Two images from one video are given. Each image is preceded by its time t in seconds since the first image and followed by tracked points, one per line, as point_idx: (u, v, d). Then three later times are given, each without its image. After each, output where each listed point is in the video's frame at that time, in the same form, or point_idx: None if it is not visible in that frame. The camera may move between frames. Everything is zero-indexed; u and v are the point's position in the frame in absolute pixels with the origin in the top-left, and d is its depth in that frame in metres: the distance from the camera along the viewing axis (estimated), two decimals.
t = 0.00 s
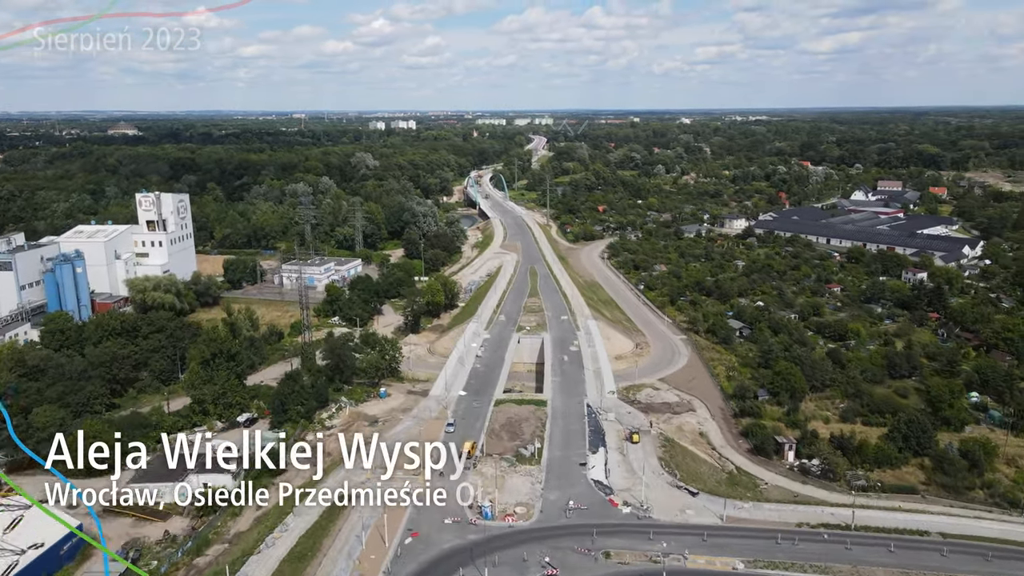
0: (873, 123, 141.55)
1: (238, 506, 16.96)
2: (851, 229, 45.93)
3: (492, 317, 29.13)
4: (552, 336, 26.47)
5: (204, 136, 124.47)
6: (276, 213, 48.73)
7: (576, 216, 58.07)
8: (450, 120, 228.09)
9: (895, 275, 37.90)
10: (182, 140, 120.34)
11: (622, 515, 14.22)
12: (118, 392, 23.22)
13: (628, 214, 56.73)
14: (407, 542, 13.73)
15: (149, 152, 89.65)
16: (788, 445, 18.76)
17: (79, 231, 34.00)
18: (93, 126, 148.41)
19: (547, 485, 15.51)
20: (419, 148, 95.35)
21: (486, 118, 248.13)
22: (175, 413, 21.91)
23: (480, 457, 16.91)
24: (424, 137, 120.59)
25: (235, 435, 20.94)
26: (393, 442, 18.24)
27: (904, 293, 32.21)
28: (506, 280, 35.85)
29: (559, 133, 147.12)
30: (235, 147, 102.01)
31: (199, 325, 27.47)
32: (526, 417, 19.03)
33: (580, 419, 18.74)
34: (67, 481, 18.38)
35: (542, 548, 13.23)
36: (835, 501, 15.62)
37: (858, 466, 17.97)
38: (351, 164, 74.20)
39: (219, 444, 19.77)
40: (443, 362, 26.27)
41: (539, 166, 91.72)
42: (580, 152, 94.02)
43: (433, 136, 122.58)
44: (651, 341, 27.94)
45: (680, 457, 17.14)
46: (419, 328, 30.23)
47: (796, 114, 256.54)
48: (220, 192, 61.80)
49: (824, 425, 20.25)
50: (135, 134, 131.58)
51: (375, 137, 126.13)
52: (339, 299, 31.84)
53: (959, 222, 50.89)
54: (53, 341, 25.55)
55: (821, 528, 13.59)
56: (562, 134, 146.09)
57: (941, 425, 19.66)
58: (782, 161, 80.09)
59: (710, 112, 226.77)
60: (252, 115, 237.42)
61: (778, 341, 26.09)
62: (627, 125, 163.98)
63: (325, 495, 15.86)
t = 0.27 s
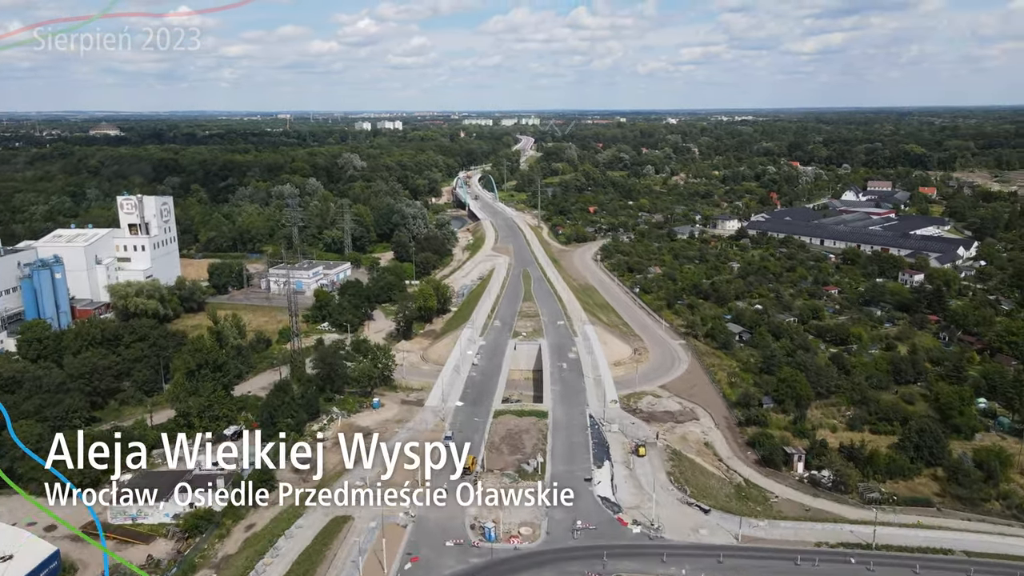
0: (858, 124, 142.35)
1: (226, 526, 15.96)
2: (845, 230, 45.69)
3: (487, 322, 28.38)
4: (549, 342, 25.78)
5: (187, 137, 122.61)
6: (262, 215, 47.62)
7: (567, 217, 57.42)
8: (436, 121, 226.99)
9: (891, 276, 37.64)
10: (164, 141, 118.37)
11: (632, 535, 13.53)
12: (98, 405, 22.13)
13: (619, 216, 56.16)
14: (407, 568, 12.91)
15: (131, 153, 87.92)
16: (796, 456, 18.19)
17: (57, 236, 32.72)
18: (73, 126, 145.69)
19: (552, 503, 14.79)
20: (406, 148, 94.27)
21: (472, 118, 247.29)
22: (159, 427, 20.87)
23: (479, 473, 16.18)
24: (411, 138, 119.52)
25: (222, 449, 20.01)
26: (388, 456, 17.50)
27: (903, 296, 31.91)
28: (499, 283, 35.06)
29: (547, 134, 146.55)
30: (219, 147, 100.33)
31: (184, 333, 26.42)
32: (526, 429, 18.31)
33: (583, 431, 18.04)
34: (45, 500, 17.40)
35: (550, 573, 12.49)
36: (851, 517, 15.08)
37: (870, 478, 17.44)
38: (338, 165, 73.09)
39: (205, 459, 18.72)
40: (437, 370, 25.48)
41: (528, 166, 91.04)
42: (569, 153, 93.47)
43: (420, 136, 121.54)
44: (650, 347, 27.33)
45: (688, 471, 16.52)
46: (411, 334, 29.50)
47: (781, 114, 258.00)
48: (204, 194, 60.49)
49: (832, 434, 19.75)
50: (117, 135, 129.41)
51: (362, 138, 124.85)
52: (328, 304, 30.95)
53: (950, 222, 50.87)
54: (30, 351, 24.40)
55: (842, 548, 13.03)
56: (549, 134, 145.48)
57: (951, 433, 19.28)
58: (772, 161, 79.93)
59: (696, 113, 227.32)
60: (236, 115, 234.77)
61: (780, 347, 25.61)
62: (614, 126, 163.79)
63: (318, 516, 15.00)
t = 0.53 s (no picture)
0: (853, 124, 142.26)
1: (215, 547, 15.18)
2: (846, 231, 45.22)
3: (485, 326, 27.66)
4: (550, 348, 25.10)
5: (179, 137, 121.36)
6: (255, 217, 46.74)
7: (564, 218, 56.75)
8: (430, 121, 226.22)
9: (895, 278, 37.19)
10: (156, 141, 117.04)
11: (644, 555, 12.83)
12: (83, 415, 21.22)
13: (616, 216, 55.56)
14: None
15: (122, 153, 86.73)
16: (809, 468, 17.56)
17: (43, 239, 31.68)
18: (63, 126, 144.17)
19: (558, 520, 14.08)
20: (400, 148, 93.44)
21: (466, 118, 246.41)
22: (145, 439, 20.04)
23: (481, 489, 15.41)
24: (405, 138, 118.62)
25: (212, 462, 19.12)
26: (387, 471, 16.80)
27: (908, 298, 31.42)
28: (496, 286, 34.29)
29: (541, 134, 145.88)
30: (211, 147, 99.19)
31: (173, 340, 25.56)
32: (529, 441, 17.59)
33: (588, 443, 17.36)
34: (25, 519, 16.56)
35: None
36: (870, 535, 14.48)
37: (887, 490, 16.84)
38: (332, 166, 72.19)
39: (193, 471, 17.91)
40: (434, 377, 24.77)
41: (523, 166, 90.37)
42: (564, 152, 92.84)
43: (415, 136, 120.67)
44: (653, 352, 26.68)
45: (699, 485, 15.89)
46: (408, 340, 28.85)
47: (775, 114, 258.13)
48: (196, 195, 59.54)
49: (844, 444, 19.17)
50: (108, 136, 128.03)
51: (356, 138, 123.90)
52: (323, 308, 30.19)
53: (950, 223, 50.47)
54: (13, 359, 23.44)
55: (866, 570, 12.41)
56: (544, 134, 144.83)
57: (967, 443, 18.78)
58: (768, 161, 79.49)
59: (690, 113, 227.19)
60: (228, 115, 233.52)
61: (787, 352, 25.04)
62: (609, 125, 163.22)
63: (312, 535, 14.22)
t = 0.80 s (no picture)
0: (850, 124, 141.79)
1: (202, 569, 14.41)
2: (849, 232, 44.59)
3: (484, 331, 26.94)
4: (550, 354, 24.39)
5: (174, 138, 120.30)
6: (248, 218, 45.89)
7: (563, 219, 56.00)
8: (427, 121, 225.41)
9: (900, 281, 36.55)
10: (151, 141, 115.94)
11: None
12: (67, 426, 20.27)
13: (616, 217, 54.85)
14: None
15: (115, 153, 85.71)
16: (822, 482, 16.88)
17: (30, 241, 30.83)
18: (57, 126, 142.90)
19: (563, 541, 13.35)
20: (397, 148, 92.58)
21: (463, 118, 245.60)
22: (132, 450, 19.25)
23: (481, 508, 14.66)
24: (401, 138, 117.72)
25: (200, 475, 18.25)
26: (383, 487, 16.10)
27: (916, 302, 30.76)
28: (494, 289, 33.52)
29: (538, 134, 145.07)
30: (205, 147, 98.14)
31: (161, 348, 24.75)
32: (531, 455, 16.86)
33: (592, 456, 16.65)
34: (1, 538, 15.73)
35: None
36: (890, 556, 13.79)
37: (904, 506, 16.17)
38: (327, 166, 71.32)
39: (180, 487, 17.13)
40: (432, 385, 24.03)
41: (521, 166, 89.63)
42: (562, 152, 92.11)
43: (411, 136, 119.81)
44: (656, 358, 26.00)
45: (709, 502, 15.20)
46: (404, 346, 28.13)
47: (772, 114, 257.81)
48: (189, 196, 58.66)
49: (856, 456, 18.50)
50: (102, 136, 126.90)
51: (352, 138, 122.98)
52: (317, 313, 29.40)
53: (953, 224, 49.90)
54: None
55: None
56: (541, 134, 143.95)
57: (984, 454, 18.13)
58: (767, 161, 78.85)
59: (688, 113, 226.53)
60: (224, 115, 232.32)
61: (794, 359, 24.38)
62: (606, 125, 162.47)
63: (303, 558, 13.45)
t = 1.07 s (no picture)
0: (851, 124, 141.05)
1: None
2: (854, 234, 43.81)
3: (482, 337, 26.15)
4: (551, 362, 23.59)
5: (172, 138, 119.50)
6: (243, 220, 45.05)
7: (563, 221, 55.14)
8: (426, 121, 224.70)
9: (908, 284, 35.76)
10: (148, 141, 115.19)
11: None
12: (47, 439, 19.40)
13: (616, 219, 54.05)
14: None
15: (111, 154, 84.82)
16: (836, 499, 16.08)
17: (16, 245, 30.00)
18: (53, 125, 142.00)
19: (565, 567, 12.54)
20: (395, 148, 91.75)
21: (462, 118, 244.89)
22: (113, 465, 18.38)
23: (478, 529, 13.83)
24: (400, 138, 116.89)
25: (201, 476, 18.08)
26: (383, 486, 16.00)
27: (925, 306, 29.94)
28: (493, 294, 32.68)
29: (538, 134, 144.26)
30: (201, 147, 97.34)
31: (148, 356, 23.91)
32: (530, 472, 16.04)
33: (594, 472, 15.86)
34: None
35: None
36: None
37: (923, 525, 15.40)
38: (325, 167, 70.46)
39: (162, 505, 16.30)
40: (428, 395, 23.23)
41: (520, 167, 88.84)
42: (562, 152, 91.31)
43: (410, 136, 119.03)
44: (659, 365, 25.21)
45: (719, 522, 14.44)
46: (400, 352, 27.36)
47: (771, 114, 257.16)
48: (184, 197, 57.82)
49: (871, 470, 17.72)
50: (99, 137, 126.12)
51: (350, 138, 122.17)
52: (310, 318, 28.62)
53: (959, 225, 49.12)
54: None
55: None
56: (541, 134, 143.38)
57: (1004, 469, 17.36)
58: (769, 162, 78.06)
59: (688, 113, 225.25)
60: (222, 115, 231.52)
61: (803, 367, 23.60)
62: (606, 125, 161.65)
63: None
